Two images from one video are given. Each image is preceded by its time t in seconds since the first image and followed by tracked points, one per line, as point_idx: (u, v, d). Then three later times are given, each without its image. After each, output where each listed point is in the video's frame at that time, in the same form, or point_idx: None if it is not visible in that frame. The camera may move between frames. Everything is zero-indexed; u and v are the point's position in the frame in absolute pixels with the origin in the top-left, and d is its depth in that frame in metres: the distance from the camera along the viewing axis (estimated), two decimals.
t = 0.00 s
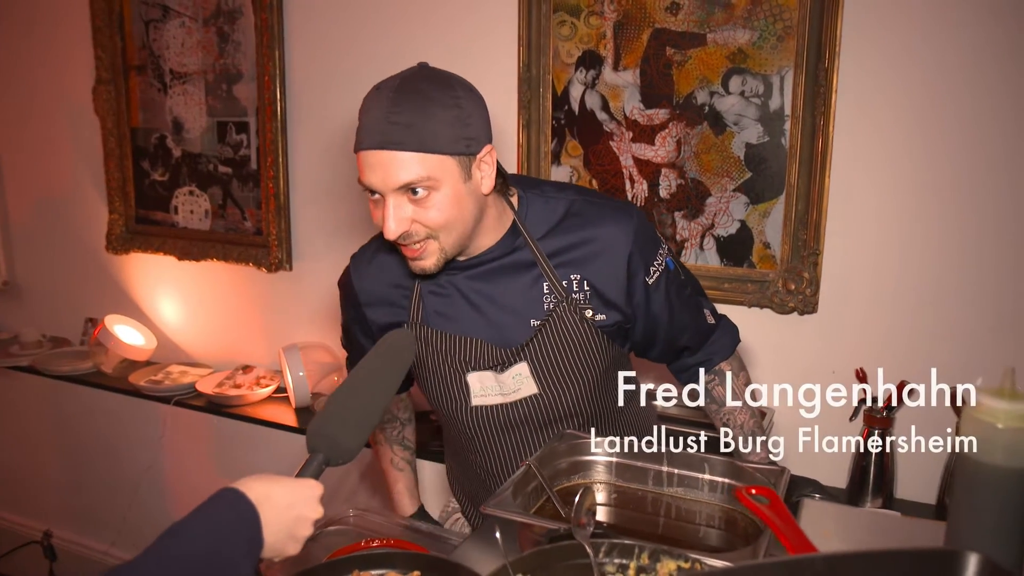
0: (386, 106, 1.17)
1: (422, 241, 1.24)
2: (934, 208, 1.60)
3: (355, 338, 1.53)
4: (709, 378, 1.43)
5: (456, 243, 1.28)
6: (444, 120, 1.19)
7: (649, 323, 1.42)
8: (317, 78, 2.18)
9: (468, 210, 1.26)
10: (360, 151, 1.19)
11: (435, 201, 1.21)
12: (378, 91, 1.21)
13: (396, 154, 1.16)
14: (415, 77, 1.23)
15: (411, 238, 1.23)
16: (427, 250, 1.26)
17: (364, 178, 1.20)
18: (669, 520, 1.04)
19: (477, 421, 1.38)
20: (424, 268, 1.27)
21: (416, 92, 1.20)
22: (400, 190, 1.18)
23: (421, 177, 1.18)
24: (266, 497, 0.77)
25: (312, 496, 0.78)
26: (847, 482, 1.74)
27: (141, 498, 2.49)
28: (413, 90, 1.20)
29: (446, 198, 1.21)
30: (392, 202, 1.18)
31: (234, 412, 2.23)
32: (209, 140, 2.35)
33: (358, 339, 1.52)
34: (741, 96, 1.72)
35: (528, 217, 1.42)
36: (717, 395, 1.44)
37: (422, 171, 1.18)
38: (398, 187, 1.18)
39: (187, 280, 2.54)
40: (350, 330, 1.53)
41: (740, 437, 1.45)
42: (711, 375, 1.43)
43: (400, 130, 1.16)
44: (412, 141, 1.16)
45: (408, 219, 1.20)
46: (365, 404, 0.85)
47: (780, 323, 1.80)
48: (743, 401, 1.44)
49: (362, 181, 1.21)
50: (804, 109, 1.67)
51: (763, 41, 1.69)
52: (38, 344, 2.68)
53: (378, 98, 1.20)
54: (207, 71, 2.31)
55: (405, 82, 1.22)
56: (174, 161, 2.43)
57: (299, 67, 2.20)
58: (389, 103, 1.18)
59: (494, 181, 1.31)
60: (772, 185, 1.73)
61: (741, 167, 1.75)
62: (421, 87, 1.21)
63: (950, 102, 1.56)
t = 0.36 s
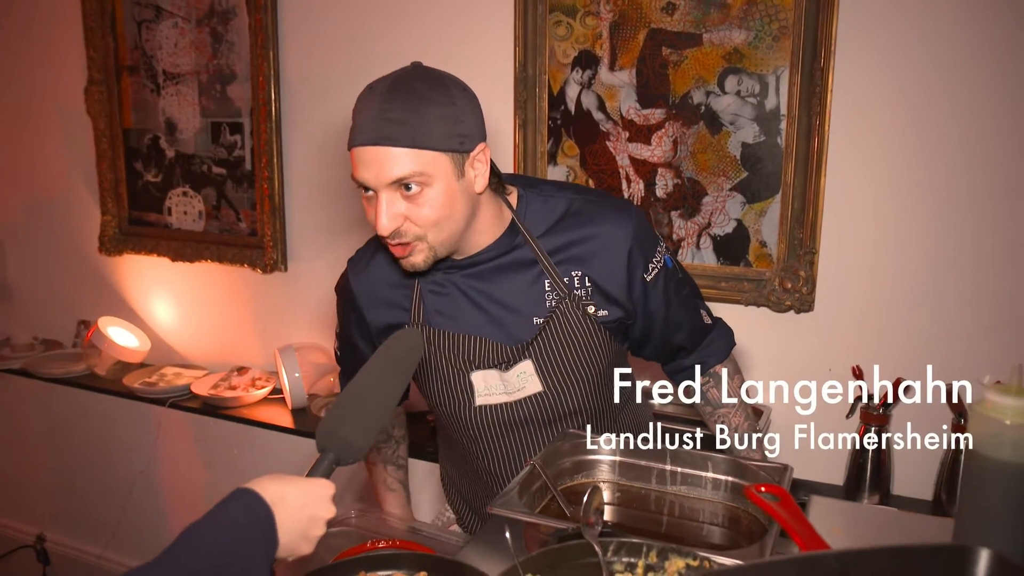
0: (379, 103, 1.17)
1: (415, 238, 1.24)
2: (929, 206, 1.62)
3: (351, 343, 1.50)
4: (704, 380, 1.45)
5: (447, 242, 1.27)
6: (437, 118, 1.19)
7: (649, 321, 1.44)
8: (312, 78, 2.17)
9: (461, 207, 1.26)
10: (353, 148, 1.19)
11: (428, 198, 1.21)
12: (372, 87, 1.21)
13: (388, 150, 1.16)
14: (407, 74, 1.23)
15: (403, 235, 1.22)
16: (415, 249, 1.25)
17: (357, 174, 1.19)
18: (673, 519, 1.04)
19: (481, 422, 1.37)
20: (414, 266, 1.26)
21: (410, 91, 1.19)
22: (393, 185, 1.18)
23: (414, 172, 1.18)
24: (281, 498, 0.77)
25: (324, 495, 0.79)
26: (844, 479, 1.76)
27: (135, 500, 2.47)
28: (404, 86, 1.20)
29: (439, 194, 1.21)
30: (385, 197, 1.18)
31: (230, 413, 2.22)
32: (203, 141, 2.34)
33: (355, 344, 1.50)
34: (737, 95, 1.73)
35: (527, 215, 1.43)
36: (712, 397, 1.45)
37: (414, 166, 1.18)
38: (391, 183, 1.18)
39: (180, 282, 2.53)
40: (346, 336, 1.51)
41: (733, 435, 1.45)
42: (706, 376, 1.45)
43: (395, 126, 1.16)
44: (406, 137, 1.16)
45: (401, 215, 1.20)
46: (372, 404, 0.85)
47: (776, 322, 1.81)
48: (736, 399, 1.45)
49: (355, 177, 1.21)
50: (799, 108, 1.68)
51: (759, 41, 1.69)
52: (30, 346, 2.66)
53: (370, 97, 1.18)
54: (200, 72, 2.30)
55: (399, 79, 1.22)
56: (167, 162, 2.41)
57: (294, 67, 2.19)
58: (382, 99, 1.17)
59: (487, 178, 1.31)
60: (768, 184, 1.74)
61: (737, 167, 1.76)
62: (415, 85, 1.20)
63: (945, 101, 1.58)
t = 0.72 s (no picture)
0: (377, 82, 1.17)
1: (415, 216, 1.22)
2: (922, 200, 1.63)
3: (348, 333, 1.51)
4: (698, 374, 1.45)
5: (446, 223, 1.26)
6: (437, 99, 1.20)
7: (644, 310, 1.45)
8: (304, 75, 2.16)
9: (461, 185, 1.25)
10: (352, 127, 1.19)
11: (428, 172, 1.20)
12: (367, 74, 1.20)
13: (387, 125, 1.16)
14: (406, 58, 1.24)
15: (403, 213, 1.21)
16: (415, 229, 1.23)
17: (355, 152, 1.19)
18: (673, 515, 1.05)
19: (479, 411, 1.37)
20: (415, 246, 1.24)
21: (415, 72, 1.20)
22: (393, 160, 1.18)
23: (413, 147, 1.18)
24: (287, 493, 0.77)
25: (330, 488, 0.79)
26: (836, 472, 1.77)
27: (127, 501, 2.45)
28: (404, 67, 1.21)
29: (438, 168, 1.21)
30: (384, 173, 1.18)
31: (223, 412, 2.21)
32: (192, 139, 2.32)
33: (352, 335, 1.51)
34: (731, 92, 1.73)
35: (524, 205, 1.45)
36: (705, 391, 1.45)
37: (413, 141, 1.17)
38: (390, 158, 1.17)
39: (170, 280, 2.51)
40: (344, 325, 1.51)
41: (726, 429, 1.45)
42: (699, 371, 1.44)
43: (394, 103, 1.16)
44: (406, 112, 1.16)
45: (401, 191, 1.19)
46: (377, 393, 0.85)
47: (770, 317, 1.81)
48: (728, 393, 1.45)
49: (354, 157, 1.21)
50: (793, 104, 1.68)
51: (752, 37, 1.70)
52: (18, 347, 2.64)
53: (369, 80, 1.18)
54: (190, 69, 2.28)
55: (397, 64, 1.21)
56: (156, 160, 2.39)
57: (285, 64, 2.18)
58: (382, 78, 1.18)
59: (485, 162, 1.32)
60: (762, 180, 1.74)
61: (730, 163, 1.76)
62: (416, 67, 1.21)
63: (937, 97, 1.58)
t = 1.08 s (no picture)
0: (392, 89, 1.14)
1: (440, 222, 1.22)
2: (911, 196, 1.64)
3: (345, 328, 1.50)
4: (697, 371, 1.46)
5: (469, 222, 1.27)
6: (454, 100, 1.18)
7: (641, 308, 1.45)
8: (291, 70, 2.15)
9: (479, 185, 1.25)
10: (369, 135, 1.16)
11: (451, 177, 1.19)
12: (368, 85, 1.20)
13: (408, 133, 1.14)
14: (416, 61, 1.21)
15: (430, 219, 1.20)
16: (440, 232, 1.23)
17: (376, 161, 1.16)
18: (667, 511, 1.05)
19: (478, 407, 1.37)
20: (439, 249, 1.25)
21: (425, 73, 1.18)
22: (420, 169, 1.16)
23: (439, 154, 1.16)
24: (283, 492, 0.76)
25: (325, 487, 0.78)
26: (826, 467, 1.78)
27: (114, 500, 2.43)
28: (414, 70, 1.18)
29: (462, 172, 1.20)
30: (411, 182, 1.16)
31: (211, 409, 2.20)
32: (179, 134, 2.30)
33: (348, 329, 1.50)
34: (721, 87, 1.73)
35: (522, 202, 1.43)
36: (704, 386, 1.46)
37: (439, 148, 1.16)
38: (417, 167, 1.16)
39: (157, 277, 2.49)
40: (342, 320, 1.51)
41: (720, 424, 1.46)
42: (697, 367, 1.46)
43: (409, 110, 1.13)
44: (430, 120, 1.14)
45: (430, 199, 1.18)
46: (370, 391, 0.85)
47: (760, 312, 1.82)
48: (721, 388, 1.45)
49: (372, 165, 1.18)
50: (783, 100, 1.69)
51: (743, 33, 1.70)
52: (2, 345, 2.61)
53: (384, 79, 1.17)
54: (175, 63, 2.26)
55: (400, 68, 1.19)
56: (142, 156, 2.37)
57: (272, 59, 2.16)
58: (398, 84, 1.15)
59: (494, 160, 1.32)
60: (752, 176, 1.75)
61: (721, 159, 1.76)
62: (430, 70, 1.19)
63: (925, 93, 1.60)
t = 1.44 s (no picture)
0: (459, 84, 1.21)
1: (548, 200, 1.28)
2: (909, 187, 1.64)
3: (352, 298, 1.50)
4: (716, 343, 1.46)
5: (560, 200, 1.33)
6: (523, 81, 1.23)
7: (652, 288, 1.44)
8: (286, 61, 2.13)
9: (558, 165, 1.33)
10: (484, 130, 1.20)
11: (550, 158, 1.26)
12: (424, 82, 1.26)
13: (512, 123, 1.20)
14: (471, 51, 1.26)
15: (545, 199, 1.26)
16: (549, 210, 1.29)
17: (490, 154, 1.21)
18: (668, 504, 1.05)
19: (494, 386, 1.40)
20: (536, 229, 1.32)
21: (482, 64, 1.22)
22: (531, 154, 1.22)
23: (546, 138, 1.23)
24: (284, 487, 0.75)
25: (326, 482, 0.77)
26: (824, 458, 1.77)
27: (109, 493, 2.42)
28: (479, 60, 1.23)
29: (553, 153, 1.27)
30: (531, 167, 1.22)
31: (206, 403, 2.18)
32: (173, 126, 2.28)
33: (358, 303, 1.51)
34: (719, 79, 1.73)
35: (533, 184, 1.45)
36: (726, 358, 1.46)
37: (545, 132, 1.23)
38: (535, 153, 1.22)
39: (151, 270, 2.47)
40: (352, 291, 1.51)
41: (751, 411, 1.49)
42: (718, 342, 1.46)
43: (504, 100, 1.19)
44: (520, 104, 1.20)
45: (545, 180, 1.24)
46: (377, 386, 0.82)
47: (758, 305, 1.82)
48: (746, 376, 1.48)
49: (480, 163, 1.23)
50: (782, 91, 1.68)
51: (742, 24, 1.69)
52: None
53: (453, 71, 1.23)
54: (169, 55, 2.24)
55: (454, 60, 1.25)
56: (136, 148, 2.35)
57: (266, 50, 2.14)
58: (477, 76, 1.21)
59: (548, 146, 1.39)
60: (750, 168, 1.74)
61: (719, 150, 1.75)
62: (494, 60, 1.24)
63: (924, 84, 1.59)
